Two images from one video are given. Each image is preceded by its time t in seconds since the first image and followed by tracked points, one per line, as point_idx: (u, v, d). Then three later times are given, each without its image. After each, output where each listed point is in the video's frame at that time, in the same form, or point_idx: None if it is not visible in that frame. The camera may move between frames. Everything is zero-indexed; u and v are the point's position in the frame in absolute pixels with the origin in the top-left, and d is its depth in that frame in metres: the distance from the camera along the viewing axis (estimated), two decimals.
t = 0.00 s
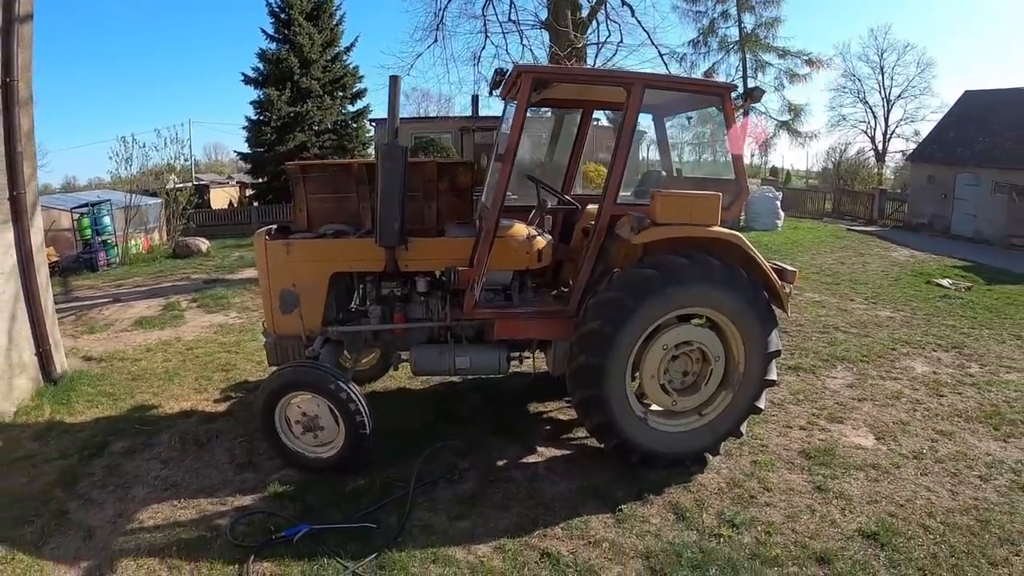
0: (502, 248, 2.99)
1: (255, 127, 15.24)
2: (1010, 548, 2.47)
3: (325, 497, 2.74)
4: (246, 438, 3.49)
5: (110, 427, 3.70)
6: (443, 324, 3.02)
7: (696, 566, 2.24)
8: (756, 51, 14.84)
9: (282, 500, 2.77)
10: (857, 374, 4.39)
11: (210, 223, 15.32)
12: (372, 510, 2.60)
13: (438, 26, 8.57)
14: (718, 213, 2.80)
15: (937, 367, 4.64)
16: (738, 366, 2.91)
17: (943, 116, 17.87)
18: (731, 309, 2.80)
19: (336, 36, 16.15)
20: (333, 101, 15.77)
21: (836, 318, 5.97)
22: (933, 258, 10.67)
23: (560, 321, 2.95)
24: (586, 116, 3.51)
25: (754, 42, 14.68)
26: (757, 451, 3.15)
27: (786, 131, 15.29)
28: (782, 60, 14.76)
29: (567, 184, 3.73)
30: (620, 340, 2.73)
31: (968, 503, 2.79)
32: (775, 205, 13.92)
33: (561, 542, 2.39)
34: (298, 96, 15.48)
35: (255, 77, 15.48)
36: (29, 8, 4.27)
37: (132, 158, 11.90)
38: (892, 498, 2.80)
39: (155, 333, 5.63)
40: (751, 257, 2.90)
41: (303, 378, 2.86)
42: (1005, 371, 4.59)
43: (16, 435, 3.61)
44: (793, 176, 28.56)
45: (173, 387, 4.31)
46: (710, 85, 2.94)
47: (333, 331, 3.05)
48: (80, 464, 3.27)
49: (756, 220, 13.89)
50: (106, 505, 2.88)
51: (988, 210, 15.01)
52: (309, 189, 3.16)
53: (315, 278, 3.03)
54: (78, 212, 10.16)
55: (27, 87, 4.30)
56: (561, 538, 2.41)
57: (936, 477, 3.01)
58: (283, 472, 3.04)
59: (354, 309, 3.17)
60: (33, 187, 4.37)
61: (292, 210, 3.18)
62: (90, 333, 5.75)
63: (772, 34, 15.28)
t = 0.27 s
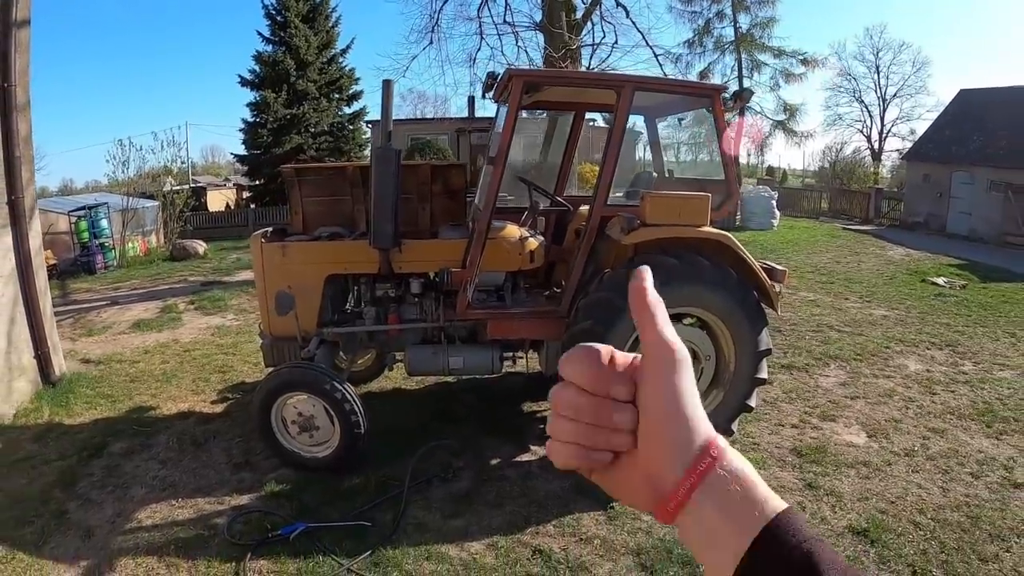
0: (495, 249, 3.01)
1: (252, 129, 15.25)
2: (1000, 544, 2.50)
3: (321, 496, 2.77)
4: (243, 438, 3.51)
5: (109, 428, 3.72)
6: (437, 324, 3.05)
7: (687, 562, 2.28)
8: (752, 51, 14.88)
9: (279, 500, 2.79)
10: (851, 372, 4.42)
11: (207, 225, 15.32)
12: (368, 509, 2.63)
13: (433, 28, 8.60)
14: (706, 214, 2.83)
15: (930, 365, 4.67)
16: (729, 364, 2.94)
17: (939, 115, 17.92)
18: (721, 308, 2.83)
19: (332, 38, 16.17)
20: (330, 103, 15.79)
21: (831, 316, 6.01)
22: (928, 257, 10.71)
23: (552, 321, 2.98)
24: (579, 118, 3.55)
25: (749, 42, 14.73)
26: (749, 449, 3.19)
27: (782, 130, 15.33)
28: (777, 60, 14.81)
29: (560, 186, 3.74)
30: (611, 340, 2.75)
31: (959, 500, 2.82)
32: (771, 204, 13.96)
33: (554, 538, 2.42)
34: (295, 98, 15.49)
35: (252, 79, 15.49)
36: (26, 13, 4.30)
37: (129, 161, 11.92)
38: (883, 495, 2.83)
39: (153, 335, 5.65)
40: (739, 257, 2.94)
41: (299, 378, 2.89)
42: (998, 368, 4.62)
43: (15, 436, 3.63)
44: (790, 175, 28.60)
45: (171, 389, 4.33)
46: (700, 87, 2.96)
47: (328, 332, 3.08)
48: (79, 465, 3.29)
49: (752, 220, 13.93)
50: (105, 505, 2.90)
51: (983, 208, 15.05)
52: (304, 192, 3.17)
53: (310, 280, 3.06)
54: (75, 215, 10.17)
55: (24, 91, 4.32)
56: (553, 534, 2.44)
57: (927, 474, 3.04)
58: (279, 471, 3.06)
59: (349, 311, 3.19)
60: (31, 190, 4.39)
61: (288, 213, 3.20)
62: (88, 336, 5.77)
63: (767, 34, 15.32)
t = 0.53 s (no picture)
0: (487, 253, 3.04)
1: (249, 135, 15.28)
2: (993, 541, 2.52)
3: (318, 500, 2.80)
4: (241, 443, 3.53)
5: (108, 434, 3.74)
6: (430, 328, 3.07)
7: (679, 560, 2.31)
8: (747, 52, 14.93)
9: (276, 504, 2.81)
10: (845, 371, 4.45)
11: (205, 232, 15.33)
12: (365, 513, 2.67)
13: (428, 33, 8.63)
14: (696, 216, 2.85)
15: (925, 363, 4.69)
16: (720, 365, 2.96)
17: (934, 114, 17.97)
18: (711, 309, 2.85)
19: (328, 44, 16.21)
20: (326, 109, 15.82)
21: (826, 316, 6.03)
22: (924, 255, 10.74)
23: (545, 324, 3.01)
24: (571, 121, 3.57)
25: (744, 43, 14.77)
26: (742, 449, 3.21)
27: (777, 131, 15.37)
28: (772, 60, 14.85)
29: (552, 190, 3.73)
30: (601, 341, 2.78)
31: (952, 497, 2.84)
32: (768, 205, 13.99)
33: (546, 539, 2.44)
34: (291, 104, 15.53)
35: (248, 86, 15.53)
36: (22, 23, 4.32)
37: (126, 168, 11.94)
38: (876, 493, 2.85)
39: (151, 342, 5.67)
40: (730, 258, 2.96)
41: (295, 383, 2.91)
42: (993, 366, 4.64)
43: (15, 443, 3.64)
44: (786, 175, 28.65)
45: (170, 395, 4.35)
46: (688, 89, 3.00)
47: (323, 337, 3.10)
48: (78, 471, 3.31)
49: (748, 220, 13.97)
50: (105, 510, 2.92)
51: (980, 206, 15.10)
52: (299, 199, 3.20)
53: (305, 286, 3.09)
54: (73, 223, 10.19)
55: (21, 101, 4.35)
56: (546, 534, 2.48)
57: (920, 472, 3.06)
58: (277, 475, 3.08)
59: (344, 316, 3.21)
60: (29, 199, 4.42)
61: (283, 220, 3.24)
62: (87, 343, 5.79)
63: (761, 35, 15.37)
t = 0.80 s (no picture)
0: (482, 255, 3.04)
1: (247, 138, 15.28)
2: (990, 540, 2.52)
3: (315, 502, 2.80)
4: (238, 445, 3.53)
5: (106, 437, 3.74)
6: (426, 330, 3.07)
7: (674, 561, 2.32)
8: (744, 53, 14.94)
9: (273, 506, 2.82)
10: (843, 371, 4.45)
11: (203, 234, 15.32)
12: (360, 515, 2.67)
13: (425, 35, 8.64)
14: (691, 216, 2.86)
15: (923, 362, 4.69)
16: (716, 365, 2.96)
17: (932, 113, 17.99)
18: (707, 309, 2.86)
19: (325, 46, 16.23)
20: (324, 111, 15.83)
21: (824, 316, 6.03)
22: (922, 254, 10.75)
23: (540, 325, 3.01)
24: (567, 122, 3.57)
25: (741, 43, 14.78)
26: (739, 449, 3.21)
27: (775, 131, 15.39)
28: (769, 60, 14.87)
29: (549, 191, 3.74)
30: (596, 342, 2.78)
31: (949, 496, 2.84)
32: (766, 205, 14.00)
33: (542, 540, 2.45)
34: (289, 107, 15.54)
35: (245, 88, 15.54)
36: (19, 26, 4.32)
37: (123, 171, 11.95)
38: (873, 492, 2.85)
39: (149, 345, 5.67)
40: (725, 258, 2.96)
41: (290, 385, 2.91)
42: (991, 364, 4.64)
43: (13, 446, 3.64)
44: (785, 175, 28.67)
45: (167, 397, 4.35)
46: (683, 90, 3.00)
47: (319, 339, 3.09)
48: (76, 473, 3.31)
49: (746, 221, 13.98)
50: (102, 512, 2.91)
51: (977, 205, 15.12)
52: (295, 201, 3.20)
53: (301, 288, 3.09)
54: (71, 226, 10.16)
55: (18, 104, 4.35)
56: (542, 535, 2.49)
57: (918, 471, 3.06)
58: (273, 477, 3.08)
59: (340, 318, 3.21)
60: (26, 202, 4.42)
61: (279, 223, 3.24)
62: (85, 346, 5.78)
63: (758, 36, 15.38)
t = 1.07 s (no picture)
0: (475, 257, 3.06)
1: (242, 140, 15.27)
2: (985, 539, 2.54)
3: (311, 505, 2.81)
4: (234, 448, 3.53)
5: (102, 441, 3.73)
6: (420, 332, 3.08)
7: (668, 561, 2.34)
8: (738, 53, 14.98)
9: (269, 508, 2.82)
10: (837, 371, 4.46)
11: (198, 238, 15.28)
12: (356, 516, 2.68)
13: (420, 37, 8.65)
14: (683, 217, 2.86)
15: (917, 361, 4.71)
16: (709, 365, 2.97)
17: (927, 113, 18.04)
18: (700, 310, 2.87)
19: (320, 49, 16.23)
20: (319, 114, 15.81)
21: (818, 315, 6.05)
22: (917, 253, 10.79)
23: (533, 326, 3.03)
24: (561, 124, 3.58)
25: (735, 44, 14.82)
26: (733, 450, 3.22)
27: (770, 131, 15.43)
28: (763, 61, 14.92)
29: (542, 194, 3.73)
30: (590, 342, 2.79)
31: (944, 494, 2.86)
32: (761, 205, 14.03)
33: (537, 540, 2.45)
34: (284, 109, 15.53)
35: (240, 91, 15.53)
36: (13, 31, 4.33)
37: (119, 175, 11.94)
38: (868, 491, 2.87)
39: (145, 348, 5.66)
40: (718, 260, 2.97)
41: (286, 388, 2.92)
42: (986, 363, 4.66)
43: (9, 450, 3.63)
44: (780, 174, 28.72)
45: (163, 401, 4.34)
46: (675, 91, 3.02)
47: (314, 342, 3.10)
48: (72, 477, 3.30)
49: (741, 221, 14.00)
50: (99, 515, 2.91)
51: (972, 204, 15.18)
52: (289, 205, 3.21)
53: (296, 291, 3.09)
54: (67, 230, 10.12)
55: (13, 108, 4.35)
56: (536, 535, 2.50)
57: (912, 470, 3.07)
58: (269, 480, 3.08)
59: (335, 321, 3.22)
60: (22, 206, 4.42)
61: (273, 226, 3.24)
62: (81, 350, 5.77)
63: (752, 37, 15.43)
